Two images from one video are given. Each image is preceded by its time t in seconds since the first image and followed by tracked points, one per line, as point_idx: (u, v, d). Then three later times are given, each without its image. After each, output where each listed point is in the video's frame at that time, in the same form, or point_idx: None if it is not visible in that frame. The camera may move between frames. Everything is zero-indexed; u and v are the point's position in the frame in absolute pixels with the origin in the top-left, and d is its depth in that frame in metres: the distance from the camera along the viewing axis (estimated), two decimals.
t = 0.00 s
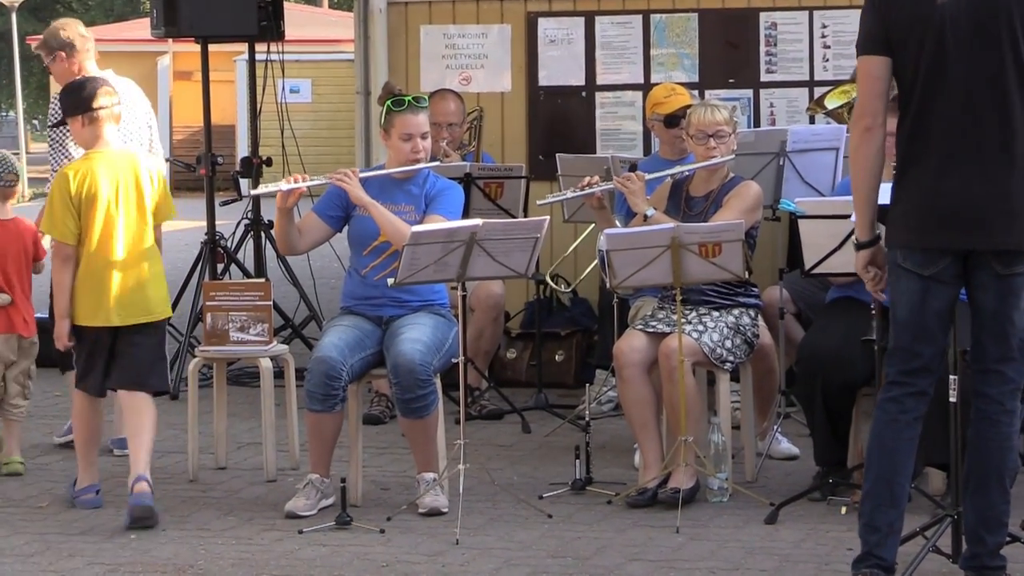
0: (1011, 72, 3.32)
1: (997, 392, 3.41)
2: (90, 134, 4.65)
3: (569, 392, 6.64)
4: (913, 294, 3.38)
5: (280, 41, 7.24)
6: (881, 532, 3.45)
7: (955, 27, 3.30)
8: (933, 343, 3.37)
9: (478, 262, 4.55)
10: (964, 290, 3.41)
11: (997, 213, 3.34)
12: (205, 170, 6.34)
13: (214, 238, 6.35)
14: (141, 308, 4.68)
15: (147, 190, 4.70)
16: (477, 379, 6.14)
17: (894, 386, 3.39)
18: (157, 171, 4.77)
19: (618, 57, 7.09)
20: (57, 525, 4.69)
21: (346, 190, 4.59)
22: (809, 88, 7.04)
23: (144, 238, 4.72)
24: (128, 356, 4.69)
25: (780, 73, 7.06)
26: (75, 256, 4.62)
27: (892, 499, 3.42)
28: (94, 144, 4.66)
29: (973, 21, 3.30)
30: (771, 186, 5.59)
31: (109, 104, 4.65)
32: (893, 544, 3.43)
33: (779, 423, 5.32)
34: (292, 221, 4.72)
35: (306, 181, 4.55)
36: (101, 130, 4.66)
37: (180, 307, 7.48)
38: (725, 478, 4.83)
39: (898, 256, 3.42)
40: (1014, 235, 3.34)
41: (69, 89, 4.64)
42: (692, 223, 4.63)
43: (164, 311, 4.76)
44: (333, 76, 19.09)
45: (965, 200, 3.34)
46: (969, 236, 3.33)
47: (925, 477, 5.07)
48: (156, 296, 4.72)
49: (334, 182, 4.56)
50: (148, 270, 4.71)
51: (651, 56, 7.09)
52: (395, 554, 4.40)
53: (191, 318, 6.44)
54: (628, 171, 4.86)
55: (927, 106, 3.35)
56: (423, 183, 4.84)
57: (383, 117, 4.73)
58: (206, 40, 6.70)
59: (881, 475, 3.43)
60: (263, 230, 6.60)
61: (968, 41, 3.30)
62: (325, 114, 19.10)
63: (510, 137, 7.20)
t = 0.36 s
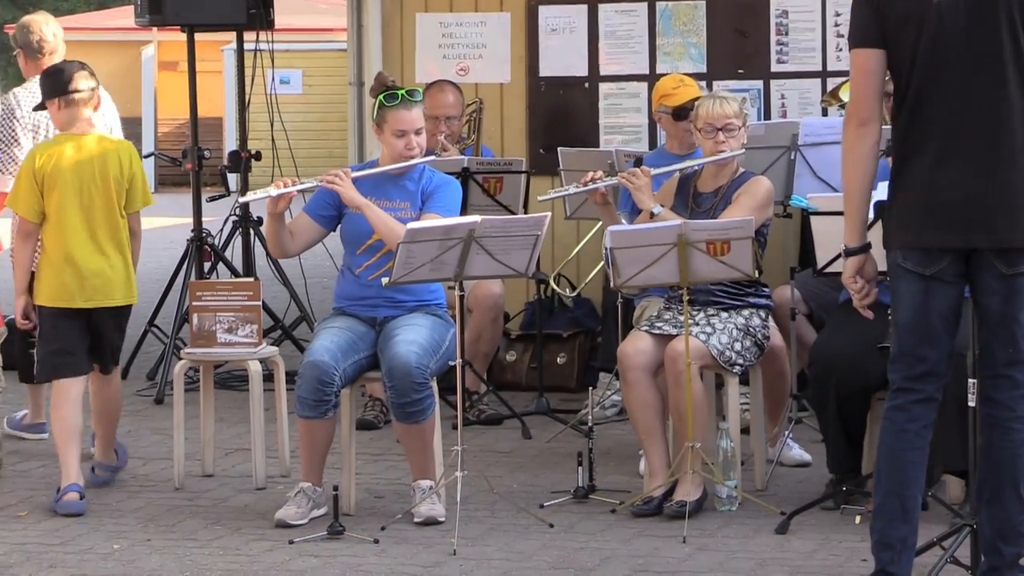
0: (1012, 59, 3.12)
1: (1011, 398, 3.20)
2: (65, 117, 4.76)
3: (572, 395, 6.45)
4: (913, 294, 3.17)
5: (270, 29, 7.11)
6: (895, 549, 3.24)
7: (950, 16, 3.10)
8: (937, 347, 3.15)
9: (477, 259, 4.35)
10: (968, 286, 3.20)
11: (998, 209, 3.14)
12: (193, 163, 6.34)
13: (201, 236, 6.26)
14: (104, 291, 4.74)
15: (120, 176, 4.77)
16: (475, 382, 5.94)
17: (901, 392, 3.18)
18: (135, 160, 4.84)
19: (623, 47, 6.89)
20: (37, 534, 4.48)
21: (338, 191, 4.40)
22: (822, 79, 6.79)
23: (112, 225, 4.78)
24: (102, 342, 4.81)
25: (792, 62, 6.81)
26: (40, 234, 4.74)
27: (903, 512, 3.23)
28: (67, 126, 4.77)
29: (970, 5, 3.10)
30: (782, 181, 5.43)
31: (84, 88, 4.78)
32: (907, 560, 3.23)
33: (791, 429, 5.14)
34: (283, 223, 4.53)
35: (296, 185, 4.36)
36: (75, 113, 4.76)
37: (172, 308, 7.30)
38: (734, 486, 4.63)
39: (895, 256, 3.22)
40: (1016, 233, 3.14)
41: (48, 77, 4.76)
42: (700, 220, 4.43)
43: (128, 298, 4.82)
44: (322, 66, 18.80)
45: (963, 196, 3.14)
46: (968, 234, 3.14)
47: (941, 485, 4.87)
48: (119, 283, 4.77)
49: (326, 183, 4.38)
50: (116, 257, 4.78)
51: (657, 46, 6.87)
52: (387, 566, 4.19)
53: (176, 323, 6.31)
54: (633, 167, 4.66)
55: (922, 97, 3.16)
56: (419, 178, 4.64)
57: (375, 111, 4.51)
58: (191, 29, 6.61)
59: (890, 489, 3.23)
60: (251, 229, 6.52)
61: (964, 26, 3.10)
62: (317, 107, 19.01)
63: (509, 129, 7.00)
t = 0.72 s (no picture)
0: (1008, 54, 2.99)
1: None
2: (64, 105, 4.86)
3: (575, 399, 6.31)
4: (911, 295, 3.05)
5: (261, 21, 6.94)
6: (907, 561, 3.11)
7: (944, 11, 2.99)
8: (941, 350, 3.03)
9: (477, 258, 4.20)
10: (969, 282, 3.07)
11: (997, 208, 3.01)
12: (182, 158, 6.23)
13: (190, 235, 6.14)
14: (93, 280, 4.86)
15: (115, 164, 4.87)
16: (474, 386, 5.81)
17: (903, 398, 3.06)
18: (132, 149, 4.93)
19: (627, 39, 6.72)
20: (20, 544, 4.30)
21: (331, 187, 4.25)
22: (832, 72, 6.63)
23: (106, 214, 4.88)
24: (91, 327, 4.90)
25: (801, 55, 6.65)
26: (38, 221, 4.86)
27: (911, 523, 3.10)
28: (67, 114, 4.87)
29: None
30: (792, 177, 5.25)
31: (83, 77, 4.85)
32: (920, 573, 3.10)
33: (800, 434, 5.01)
34: (274, 220, 4.37)
35: (286, 180, 4.21)
36: (72, 101, 4.86)
37: (162, 311, 7.15)
38: (741, 493, 4.48)
39: (888, 258, 3.11)
40: (1014, 232, 3.01)
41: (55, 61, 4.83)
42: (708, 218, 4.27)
43: (120, 286, 4.92)
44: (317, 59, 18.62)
45: (958, 195, 3.03)
46: (966, 235, 3.01)
47: (957, 492, 4.70)
48: (108, 272, 4.88)
49: (317, 179, 4.21)
50: (110, 246, 4.90)
51: (662, 37, 6.71)
52: None
53: (166, 326, 6.23)
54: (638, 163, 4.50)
55: (916, 94, 3.04)
56: (415, 174, 4.49)
57: (370, 105, 4.36)
58: (181, 20, 6.50)
59: (901, 494, 3.10)
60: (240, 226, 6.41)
61: (959, 20, 2.98)
62: (309, 99, 18.79)
63: (509, 123, 6.87)
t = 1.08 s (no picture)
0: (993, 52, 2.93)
1: None
2: (53, 108, 4.96)
3: (575, 399, 6.29)
4: (899, 294, 2.99)
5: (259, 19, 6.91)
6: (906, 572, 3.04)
7: (926, 9, 2.92)
8: (930, 349, 2.96)
9: (477, 258, 4.17)
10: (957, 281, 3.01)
11: (983, 210, 2.94)
12: (179, 157, 6.20)
13: (188, 234, 6.12)
14: (92, 276, 4.94)
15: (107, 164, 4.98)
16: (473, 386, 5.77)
17: (895, 401, 2.99)
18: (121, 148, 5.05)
19: (628, 36, 6.70)
20: (18, 544, 4.28)
21: (328, 184, 4.22)
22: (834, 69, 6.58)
23: (102, 212, 4.98)
24: (81, 321, 4.97)
25: (803, 53, 6.62)
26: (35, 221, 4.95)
27: (910, 530, 3.03)
28: (55, 116, 4.97)
29: None
30: (794, 176, 5.23)
31: (72, 81, 4.95)
32: None
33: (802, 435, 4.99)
34: (271, 218, 4.34)
35: (282, 177, 4.18)
36: (61, 103, 4.95)
37: (160, 310, 7.13)
38: (742, 494, 4.46)
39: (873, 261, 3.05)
40: (1001, 234, 2.93)
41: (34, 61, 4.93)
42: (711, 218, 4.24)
43: (118, 280, 5.01)
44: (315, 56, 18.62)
45: (944, 196, 2.96)
46: (952, 237, 2.94)
47: (959, 492, 4.67)
48: (106, 268, 4.97)
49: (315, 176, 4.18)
50: (106, 242, 4.98)
51: (663, 35, 6.68)
52: None
53: (164, 325, 6.20)
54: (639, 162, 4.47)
55: (899, 94, 2.97)
56: (414, 173, 4.46)
57: (368, 104, 4.34)
58: (179, 19, 6.48)
59: (895, 505, 3.02)
60: (239, 225, 6.41)
61: (943, 17, 2.92)
62: (307, 96, 18.78)
63: (509, 121, 6.83)
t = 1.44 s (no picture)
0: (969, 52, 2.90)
1: None
2: (34, 95, 5.35)
3: (573, 398, 6.29)
4: (873, 289, 2.96)
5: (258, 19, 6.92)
6: None
7: (902, 7, 2.89)
8: (903, 344, 2.95)
9: (475, 258, 4.17)
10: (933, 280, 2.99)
11: (957, 212, 2.92)
12: (179, 157, 6.20)
13: (187, 234, 6.12)
14: (76, 257, 5.36)
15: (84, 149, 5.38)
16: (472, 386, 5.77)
17: (874, 404, 2.97)
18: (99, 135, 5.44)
19: (628, 36, 6.70)
20: (17, 544, 4.28)
21: (327, 185, 4.22)
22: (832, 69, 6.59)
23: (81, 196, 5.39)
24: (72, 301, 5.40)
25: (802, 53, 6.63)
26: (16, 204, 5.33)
27: (898, 536, 3.00)
28: (37, 102, 5.36)
29: None
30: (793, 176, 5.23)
31: (55, 71, 5.35)
32: None
33: (801, 434, 4.99)
34: (271, 220, 4.34)
35: (282, 179, 4.18)
36: (43, 91, 5.34)
37: (159, 309, 7.13)
38: (741, 493, 4.46)
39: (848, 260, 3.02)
40: (975, 236, 2.91)
41: (17, 52, 5.28)
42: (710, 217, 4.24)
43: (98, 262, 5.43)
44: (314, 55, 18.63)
45: (918, 197, 2.93)
46: (926, 238, 2.92)
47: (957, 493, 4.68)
48: (89, 250, 5.39)
49: (315, 178, 4.18)
50: (85, 224, 5.38)
51: (662, 35, 6.68)
52: None
53: (163, 324, 6.19)
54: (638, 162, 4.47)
55: (875, 93, 2.95)
56: (412, 173, 4.46)
57: (367, 104, 4.34)
58: (178, 18, 6.48)
59: (879, 509, 3.00)
60: (238, 225, 6.41)
61: (919, 17, 2.88)
62: (306, 96, 18.78)
63: (508, 121, 6.83)
